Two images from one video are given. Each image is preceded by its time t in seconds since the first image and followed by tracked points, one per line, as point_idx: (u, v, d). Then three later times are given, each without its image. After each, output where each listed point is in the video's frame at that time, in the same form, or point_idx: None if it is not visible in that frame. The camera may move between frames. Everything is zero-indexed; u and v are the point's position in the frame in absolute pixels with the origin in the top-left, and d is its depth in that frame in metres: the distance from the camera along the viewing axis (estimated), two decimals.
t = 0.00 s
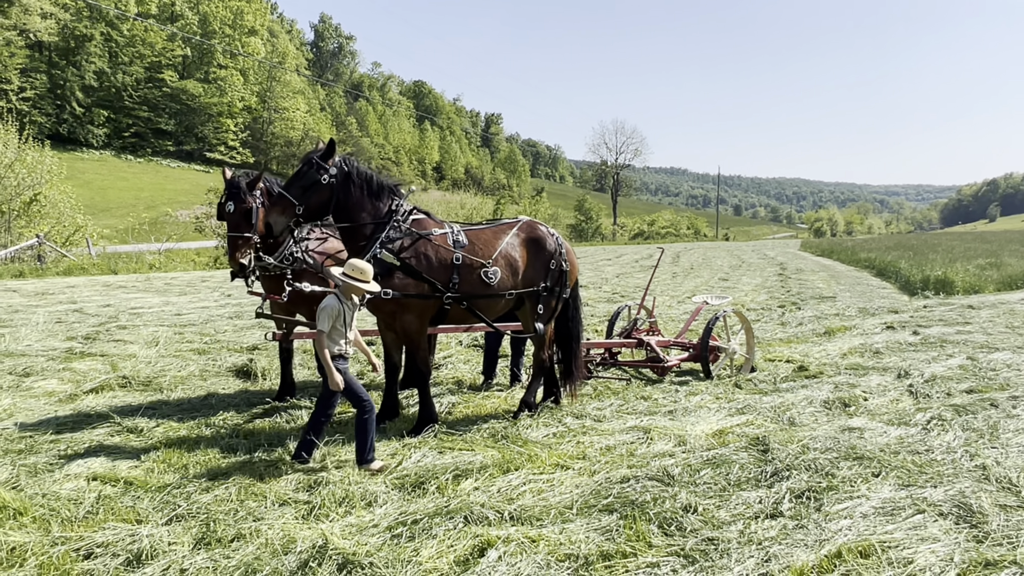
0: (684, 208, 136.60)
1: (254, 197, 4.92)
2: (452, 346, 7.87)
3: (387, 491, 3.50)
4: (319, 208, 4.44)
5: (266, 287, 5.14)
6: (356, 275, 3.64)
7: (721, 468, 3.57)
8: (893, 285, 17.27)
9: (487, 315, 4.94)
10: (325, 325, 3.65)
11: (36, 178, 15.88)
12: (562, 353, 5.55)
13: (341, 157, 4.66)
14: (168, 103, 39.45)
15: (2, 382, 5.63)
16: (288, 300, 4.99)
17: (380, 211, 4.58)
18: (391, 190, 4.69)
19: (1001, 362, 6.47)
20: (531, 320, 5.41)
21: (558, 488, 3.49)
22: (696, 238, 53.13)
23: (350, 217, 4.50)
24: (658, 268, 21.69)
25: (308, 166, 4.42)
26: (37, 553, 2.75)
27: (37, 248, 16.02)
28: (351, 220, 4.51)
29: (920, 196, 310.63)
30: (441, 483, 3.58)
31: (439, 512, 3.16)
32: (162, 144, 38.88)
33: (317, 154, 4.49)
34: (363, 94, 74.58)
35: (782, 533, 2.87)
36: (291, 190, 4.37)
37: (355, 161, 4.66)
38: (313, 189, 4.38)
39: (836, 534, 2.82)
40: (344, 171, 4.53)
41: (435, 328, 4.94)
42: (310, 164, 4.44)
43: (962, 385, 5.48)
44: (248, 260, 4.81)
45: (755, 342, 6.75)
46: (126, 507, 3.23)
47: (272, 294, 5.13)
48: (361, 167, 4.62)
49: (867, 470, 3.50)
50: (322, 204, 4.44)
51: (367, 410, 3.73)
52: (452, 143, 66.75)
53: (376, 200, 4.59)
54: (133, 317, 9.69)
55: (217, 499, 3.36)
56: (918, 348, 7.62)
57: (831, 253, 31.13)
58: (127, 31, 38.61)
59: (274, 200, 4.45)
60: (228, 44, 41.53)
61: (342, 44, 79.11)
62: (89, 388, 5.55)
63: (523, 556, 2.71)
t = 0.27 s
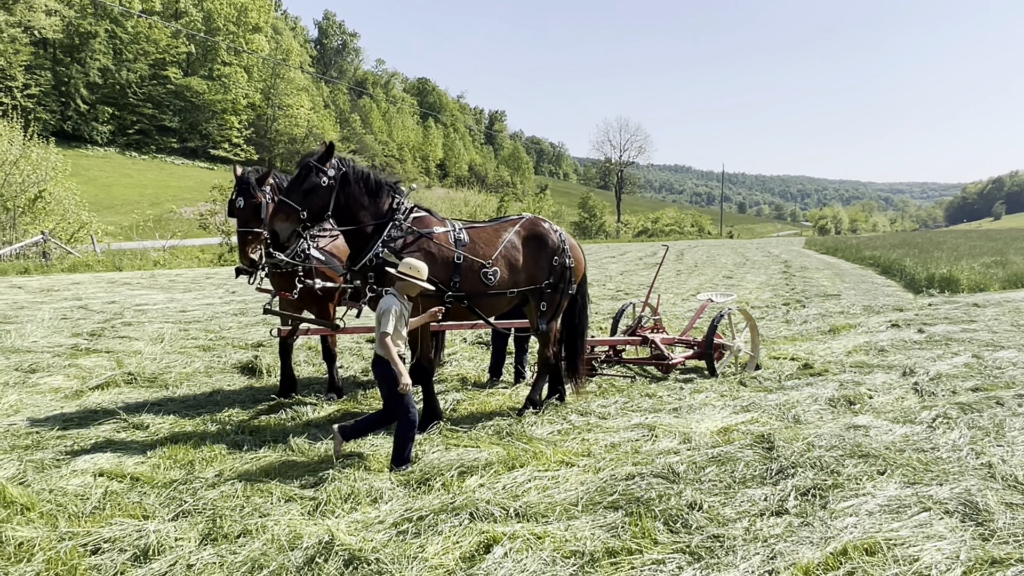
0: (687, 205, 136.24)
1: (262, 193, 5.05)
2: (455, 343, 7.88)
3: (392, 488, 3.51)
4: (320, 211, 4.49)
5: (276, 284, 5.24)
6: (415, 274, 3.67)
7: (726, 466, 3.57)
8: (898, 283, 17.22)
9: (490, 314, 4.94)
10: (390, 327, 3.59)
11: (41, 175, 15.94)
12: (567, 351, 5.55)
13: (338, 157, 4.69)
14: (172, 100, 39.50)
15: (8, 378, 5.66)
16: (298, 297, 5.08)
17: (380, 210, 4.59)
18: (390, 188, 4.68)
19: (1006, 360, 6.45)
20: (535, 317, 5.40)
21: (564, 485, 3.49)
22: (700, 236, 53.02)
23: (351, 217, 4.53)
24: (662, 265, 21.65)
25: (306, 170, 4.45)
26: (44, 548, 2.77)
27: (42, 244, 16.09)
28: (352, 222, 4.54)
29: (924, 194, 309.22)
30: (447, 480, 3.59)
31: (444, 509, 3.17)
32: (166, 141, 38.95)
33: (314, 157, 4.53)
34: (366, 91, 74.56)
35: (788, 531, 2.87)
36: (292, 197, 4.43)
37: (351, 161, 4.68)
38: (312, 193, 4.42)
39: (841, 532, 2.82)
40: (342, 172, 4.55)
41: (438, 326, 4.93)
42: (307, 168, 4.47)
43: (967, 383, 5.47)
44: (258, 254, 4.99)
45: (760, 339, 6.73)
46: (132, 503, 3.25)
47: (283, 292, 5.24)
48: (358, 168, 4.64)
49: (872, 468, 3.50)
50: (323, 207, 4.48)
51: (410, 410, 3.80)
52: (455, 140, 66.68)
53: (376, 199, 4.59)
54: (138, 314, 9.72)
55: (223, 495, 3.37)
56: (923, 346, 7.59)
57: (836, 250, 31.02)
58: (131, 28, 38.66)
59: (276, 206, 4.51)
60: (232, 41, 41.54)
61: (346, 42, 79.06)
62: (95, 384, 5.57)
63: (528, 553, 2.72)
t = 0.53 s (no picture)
0: (692, 203, 135.83)
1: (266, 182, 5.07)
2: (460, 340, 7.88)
3: (397, 485, 3.52)
4: (328, 213, 4.46)
5: (280, 279, 5.24)
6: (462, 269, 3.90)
7: (730, 464, 3.57)
8: (904, 281, 17.13)
9: (494, 312, 4.96)
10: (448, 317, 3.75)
11: (48, 172, 16.02)
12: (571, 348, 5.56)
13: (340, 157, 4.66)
14: (178, 97, 39.60)
15: (15, 375, 5.70)
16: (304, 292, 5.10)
17: (384, 208, 4.60)
18: (394, 185, 4.69)
19: (1012, 359, 6.42)
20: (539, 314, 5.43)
21: (568, 483, 3.49)
22: (705, 233, 52.87)
23: (356, 216, 4.54)
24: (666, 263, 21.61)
25: (311, 172, 4.40)
26: (51, 544, 2.79)
27: (48, 241, 16.18)
28: (358, 222, 4.54)
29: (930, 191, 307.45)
30: (451, 477, 3.60)
31: (449, 506, 3.18)
32: (171, 138, 39.04)
33: (317, 158, 4.49)
34: (371, 88, 74.57)
35: (792, 529, 2.87)
36: (298, 203, 4.35)
37: (353, 160, 4.67)
38: (319, 196, 4.38)
39: (845, 530, 2.82)
40: (346, 172, 4.53)
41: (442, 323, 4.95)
42: (311, 171, 4.41)
43: (973, 381, 5.45)
44: (251, 241, 4.95)
45: (765, 337, 6.71)
46: (138, 500, 3.27)
47: (287, 287, 5.23)
48: (360, 167, 4.64)
49: (877, 466, 3.49)
50: (330, 209, 4.46)
51: (432, 405, 3.88)
52: (460, 137, 66.62)
53: (380, 198, 4.60)
54: (144, 311, 9.77)
55: (228, 492, 3.39)
56: (928, 344, 7.56)
57: (842, 248, 30.91)
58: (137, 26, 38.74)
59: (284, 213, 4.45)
60: (237, 38, 41.60)
61: (351, 38, 79.05)
62: (101, 381, 5.60)
63: (532, 551, 2.73)
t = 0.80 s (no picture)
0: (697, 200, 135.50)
1: (264, 175, 5.09)
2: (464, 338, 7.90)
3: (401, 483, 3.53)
4: (337, 212, 4.41)
5: (286, 275, 5.24)
6: (511, 269, 4.00)
7: (734, 462, 3.57)
8: (910, 278, 17.05)
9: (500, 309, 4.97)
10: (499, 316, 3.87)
11: (54, 170, 16.11)
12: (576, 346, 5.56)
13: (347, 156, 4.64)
14: (183, 95, 39.73)
15: (22, 372, 5.75)
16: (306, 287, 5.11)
17: (391, 207, 4.61)
18: (399, 184, 4.71)
19: (1018, 358, 6.38)
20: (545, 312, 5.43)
21: (572, 481, 3.50)
22: (710, 231, 52.72)
23: (363, 215, 4.53)
24: (671, 260, 21.57)
25: (320, 171, 4.36)
26: (58, 540, 2.82)
27: (54, 239, 16.27)
28: (366, 221, 4.55)
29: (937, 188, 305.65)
30: (455, 475, 3.61)
31: (453, 504, 3.18)
32: (176, 135, 39.16)
33: (325, 157, 4.47)
34: (376, 86, 74.63)
35: (796, 527, 2.86)
36: (309, 201, 4.29)
37: (360, 159, 4.65)
38: (328, 194, 4.32)
39: (849, 529, 2.81)
40: (353, 171, 4.52)
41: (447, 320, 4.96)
42: (321, 169, 4.38)
43: (978, 380, 5.43)
44: (246, 233, 4.99)
45: (769, 336, 6.69)
46: (144, 496, 3.29)
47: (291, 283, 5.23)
48: (367, 165, 4.63)
49: (881, 465, 3.48)
50: (339, 208, 4.42)
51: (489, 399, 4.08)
52: (464, 134, 66.59)
53: (386, 197, 4.61)
54: (149, 308, 9.82)
55: (233, 489, 3.41)
56: (934, 342, 7.53)
57: (847, 246, 30.77)
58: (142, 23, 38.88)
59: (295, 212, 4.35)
60: (242, 36, 41.69)
61: (356, 36, 79.10)
62: (106, 378, 5.64)
63: (536, 549, 2.73)
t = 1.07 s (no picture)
0: (702, 199, 135.11)
1: (263, 178, 5.09)
2: (467, 337, 7.90)
3: (406, 482, 3.54)
4: (344, 211, 4.43)
5: (289, 275, 5.27)
6: (556, 260, 4.13)
7: (739, 461, 3.57)
8: (916, 277, 16.96)
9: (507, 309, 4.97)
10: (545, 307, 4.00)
11: (59, 170, 16.18)
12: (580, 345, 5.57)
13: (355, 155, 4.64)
14: (188, 95, 39.83)
15: (28, 371, 5.78)
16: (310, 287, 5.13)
17: (399, 207, 4.61)
18: (407, 183, 4.72)
19: None
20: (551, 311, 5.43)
21: (577, 480, 3.50)
22: (715, 230, 52.55)
23: (370, 215, 4.53)
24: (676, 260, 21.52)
25: (327, 170, 4.38)
26: (64, 539, 2.84)
27: (60, 238, 16.35)
28: (373, 220, 4.54)
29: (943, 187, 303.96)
30: (460, 474, 3.62)
31: (458, 503, 3.19)
32: (181, 135, 39.27)
33: (333, 157, 4.47)
34: (380, 85, 74.68)
35: (802, 527, 2.86)
36: (316, 200, 4.32)
37: (367, 159, 4.66)
38: (336, 193, 4.34)
39: (854, 528, 2.81)
40: (361, 170, 4.52)
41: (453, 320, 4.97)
42: (328, 168, 4.40)
43: (984, 379, 5.40)
44: (243, 235, 5.09)
45: (774, 335, 6.68)
46: (150, 495, 3.31)
47: (294, 282, 5.26)
48: (375, 165, 4.63)
49: (886, 465, 3.47)
50: (345, 207, 4.44)
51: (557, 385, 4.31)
52: (468, 133, 66.59)
53: (394, 197, 4.62)
54: (155, 308, 9.87)
55: (239, 488, 3.43)
56: (940, 342, 7.49)
57: (852, 245, 30.63)
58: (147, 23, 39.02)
59: (301, 211, 4.39)
60: (247, 36, 41.78)
61: (360, 35, 79.16)
62: (112, 377, 5.67)
63: (542, 548, 2.74)
